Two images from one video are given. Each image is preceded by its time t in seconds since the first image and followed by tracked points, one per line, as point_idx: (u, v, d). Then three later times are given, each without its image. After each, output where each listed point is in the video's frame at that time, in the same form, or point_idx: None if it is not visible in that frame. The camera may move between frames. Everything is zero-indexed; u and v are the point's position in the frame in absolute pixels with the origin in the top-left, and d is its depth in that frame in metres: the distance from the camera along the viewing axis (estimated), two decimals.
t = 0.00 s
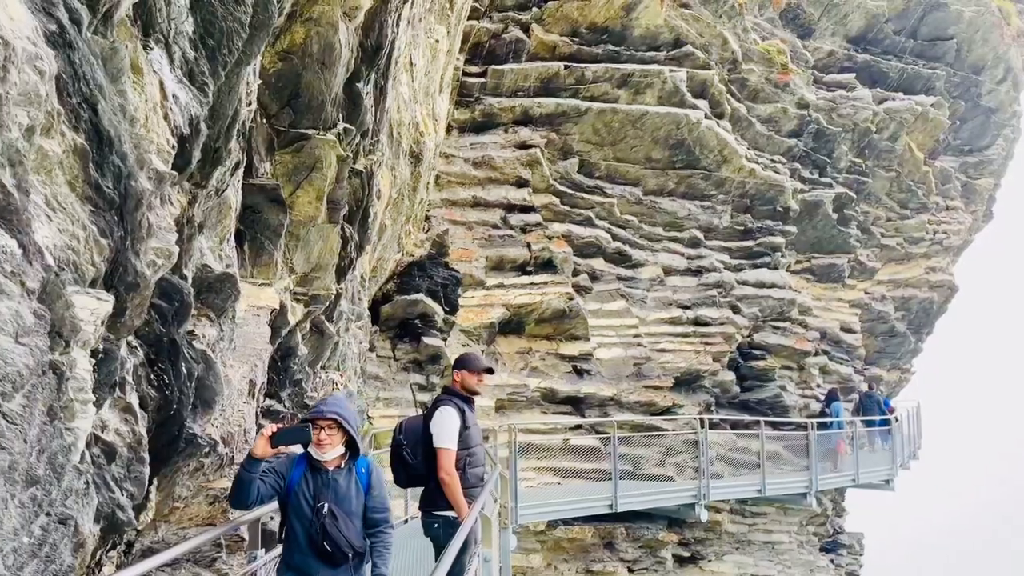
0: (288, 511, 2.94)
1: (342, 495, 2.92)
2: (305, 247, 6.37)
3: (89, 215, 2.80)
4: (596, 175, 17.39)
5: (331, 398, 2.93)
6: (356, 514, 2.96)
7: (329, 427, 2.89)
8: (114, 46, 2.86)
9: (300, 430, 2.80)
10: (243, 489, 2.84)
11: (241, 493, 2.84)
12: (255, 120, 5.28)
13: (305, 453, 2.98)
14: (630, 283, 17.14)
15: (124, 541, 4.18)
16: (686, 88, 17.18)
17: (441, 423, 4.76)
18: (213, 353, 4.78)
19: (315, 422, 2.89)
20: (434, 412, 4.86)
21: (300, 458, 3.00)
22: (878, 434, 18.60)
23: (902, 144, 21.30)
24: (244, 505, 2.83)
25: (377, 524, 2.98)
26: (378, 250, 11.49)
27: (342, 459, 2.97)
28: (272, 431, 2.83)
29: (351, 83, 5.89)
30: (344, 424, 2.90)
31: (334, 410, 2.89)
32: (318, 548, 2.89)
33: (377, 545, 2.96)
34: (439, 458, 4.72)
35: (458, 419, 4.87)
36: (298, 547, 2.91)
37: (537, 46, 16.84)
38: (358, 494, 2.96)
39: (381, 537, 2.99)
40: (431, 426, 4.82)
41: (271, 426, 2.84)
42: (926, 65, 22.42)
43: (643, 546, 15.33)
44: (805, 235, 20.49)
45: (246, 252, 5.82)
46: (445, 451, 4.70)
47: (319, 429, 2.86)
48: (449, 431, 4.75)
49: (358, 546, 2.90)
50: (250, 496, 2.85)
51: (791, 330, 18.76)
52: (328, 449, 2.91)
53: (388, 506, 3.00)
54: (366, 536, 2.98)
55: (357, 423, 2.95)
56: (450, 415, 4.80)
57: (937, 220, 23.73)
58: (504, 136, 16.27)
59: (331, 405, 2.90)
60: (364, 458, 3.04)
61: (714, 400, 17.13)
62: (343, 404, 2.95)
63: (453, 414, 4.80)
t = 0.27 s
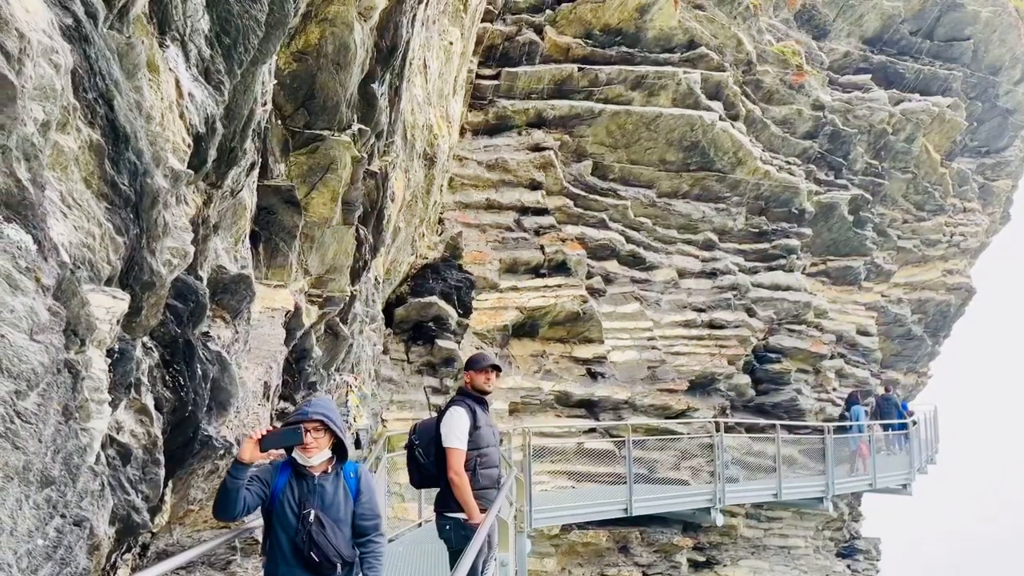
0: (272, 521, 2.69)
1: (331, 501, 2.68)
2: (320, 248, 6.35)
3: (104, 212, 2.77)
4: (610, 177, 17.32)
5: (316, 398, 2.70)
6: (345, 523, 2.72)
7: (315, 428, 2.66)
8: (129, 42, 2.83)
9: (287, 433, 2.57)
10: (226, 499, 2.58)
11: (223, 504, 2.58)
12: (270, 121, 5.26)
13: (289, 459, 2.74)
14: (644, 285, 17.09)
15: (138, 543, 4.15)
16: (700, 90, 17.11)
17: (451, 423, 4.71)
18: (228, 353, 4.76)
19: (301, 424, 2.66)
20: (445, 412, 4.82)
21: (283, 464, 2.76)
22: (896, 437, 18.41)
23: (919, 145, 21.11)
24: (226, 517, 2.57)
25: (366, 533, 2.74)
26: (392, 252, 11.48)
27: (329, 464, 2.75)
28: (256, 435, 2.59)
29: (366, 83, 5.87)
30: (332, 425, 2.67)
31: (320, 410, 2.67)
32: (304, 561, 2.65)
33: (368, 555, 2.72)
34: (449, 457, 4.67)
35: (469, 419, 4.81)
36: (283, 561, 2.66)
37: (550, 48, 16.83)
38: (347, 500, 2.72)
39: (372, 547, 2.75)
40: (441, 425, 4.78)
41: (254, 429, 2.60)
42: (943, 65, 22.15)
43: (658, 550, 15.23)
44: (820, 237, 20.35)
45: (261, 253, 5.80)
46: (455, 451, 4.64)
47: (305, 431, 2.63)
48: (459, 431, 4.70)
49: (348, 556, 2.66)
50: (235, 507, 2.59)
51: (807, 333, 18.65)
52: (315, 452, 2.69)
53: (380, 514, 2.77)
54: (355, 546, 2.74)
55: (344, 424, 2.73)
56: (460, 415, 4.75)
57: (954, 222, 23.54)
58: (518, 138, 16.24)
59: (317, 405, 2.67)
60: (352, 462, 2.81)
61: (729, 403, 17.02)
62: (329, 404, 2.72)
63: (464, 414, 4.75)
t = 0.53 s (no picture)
0: (256, 535, 2.56)
1: (318, 512, 2.55)
2: (330, 251, 6.28)
3: (107, 210, 2.70)
4: (622, 180, 17.20)
5: (301, 404, 2.59)
6: (333, 535, 2.58)
7: (300, 436, 2.54)
8: (132, 34, 2.77)
9: (270, 439, 2.46)
10: (205, 512, 2.43)
11: (202, 516, 2.44)
12: (279, 122, 5.20)
13: (274, 469, 2.62)
14: (656, 289, 16.99)
15: (147, 549, 4.08)
16: (712, 92, 17.01)
17: (461, 426, 4.64)
18: (236, 357, 4.69)
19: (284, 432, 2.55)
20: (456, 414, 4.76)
21: (267, 474, 2.64)
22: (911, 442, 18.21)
23: (934, 148, 20.91)
24: (206, 531, 2.43)
25: (357, 547, 2.60)
26: (402, 255, 11.42)
27: (315, 474, 2.62)
28: (238, 443, 2.48)
29: (377, 84, 5.79)
30: (318, 432, 2.55)
31: (305, 417, 2.56)
32: None
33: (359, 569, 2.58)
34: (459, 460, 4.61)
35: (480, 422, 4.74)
36: None
37: (562, 50, 16.76)
38: (335, 512, 2.59)
39: (362, 561, 2.60)
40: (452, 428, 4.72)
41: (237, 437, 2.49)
42: (957, 67, 21.82)
43: (671, 556, 15.08)
44: (834, 241, 20.18)
45: (271, 256, 5.75)
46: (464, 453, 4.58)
47: (290, 438, 2.51)
48: (469, 434, 4.63)
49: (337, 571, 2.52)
50: (217, 521, 2.45)
51: (821, 337, 18.50)
52: (300, 462, 2.56)
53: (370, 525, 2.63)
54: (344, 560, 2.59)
55: (332, 432, 2.61)
56: (470, 418, 4.68)
57: (969, 225, 23.31)
58: (529, 141, 16.17)
59: (301, 411, 2.56)
60: (340, 471, 2.69)
61: (742, 408, 16.86)
62: (314, 411, 2.61)
63: (475, 416, 4.68)
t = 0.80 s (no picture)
0: (241, 558, 2.43)
1: (307, 532, 2.44)
2: (336, 254, 6.17)
3: (97, 208, 2.60)
4: (631, 183, 17.06)
5: (286, 416, 2.48)
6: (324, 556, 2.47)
7: (287, 450, 2.43)
8: (124, 23, 2.68)
9: (257, 454, 2.34)
10: (187, 534, 2.29)
11: (183, 540, 2.29)
12: (284, 122, 5.09)
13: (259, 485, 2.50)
14: (666, 293, 16.86)
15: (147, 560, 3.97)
16: (722, 94, 16.90)
17: (473, 432, 4.56)
18: (239, 362, 4.58)
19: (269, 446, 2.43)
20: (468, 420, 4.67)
21: (252, 491, 2.52)
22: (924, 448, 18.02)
23: (946, 151, 20.71)
24: (188, 555, 2.28)
25: (350, 566, 2.49)
26: (409, 259, 11.32)
27: (303, 490, 2.51)
28: (221, 458, 2.36)
29: (383, 84, 5.69)
30: (306, 445, 2.45)
31: (291, 429, 2.45)
32: None
33: None
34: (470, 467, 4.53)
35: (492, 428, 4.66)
36: None
37: (570, 53, 16.67)
38: (326, 531, 2.48)
39: None
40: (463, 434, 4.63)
41: (219, 451, 2.37)
42: (969, 70, 21.67)
43: (681, 563, 14.91)
44: (845, 244, 20.01)
45: (276, 259, 5.65)
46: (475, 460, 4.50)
47: (276, 452, 2.40)
48: (481, 441, 4.55)
49: None
50: (200, 543, 2.31)
51: (831, 342, 18.37)
52: (286, 477, 2.45)
53: (363, 543, 2.53)
54: None
55: (320, 445, 2.50)
56: (481, 424, 4.60)
57: (981, 228, 23.09)
58: (537, 144, 16.06)
59: (287, 422, 2.46)
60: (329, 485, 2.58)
61: (753, 413, 16.69)
62: (301, 424, 2.50)
63: (487, 423, 4.60)
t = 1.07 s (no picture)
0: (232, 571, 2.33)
1: (304, 540, 2.36)
2: (342, 253, 6.08)
3: (91, 194, 2.51)
4: (638, 185, 16.93)
5: (281, 415, 2.42)
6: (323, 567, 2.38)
7: (280, 452, 2.37)
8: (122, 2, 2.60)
9: (243, 455, 2.24)
10: (173, 547, 2.18)
11: (168, 553, 2.18)
12: (289, 118, 5.00)
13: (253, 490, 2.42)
14: (674, 296, 16.75)
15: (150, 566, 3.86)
16: (729, 96, 16.79)
17: (486, 434, 4.49)
18: (244, 363, 4.49)
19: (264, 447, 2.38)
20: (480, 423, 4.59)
21: (244, 499, 2.43)
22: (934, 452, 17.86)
23: (955, 153, 20.55)
24: (177, 568, 2.18)
25: None
26: (416, 261, 11.24)
27: (300, 495, 2.45)
28: (205, 463, 2.26)
29: (390, 80, 5.60)
30: (301, 447, 2.39)
31: (286, 429, 2.39)
32: None
33: None
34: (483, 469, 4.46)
35: (505, 430, 4.58)
36: None
37: (577, 55, 16.59)
38: (326, 540, 2.41)
39: None
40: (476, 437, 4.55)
41: (203, 456, 2.27)
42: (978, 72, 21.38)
43: (689, 568, 14.77)
44: (853, 247, 19.88)
45: (281, 257, 5.55)
46: (489, 462, 4.42)
47: (269, 452, 2.34)
48: (495, 442, 4.47)
49: None
50: (188, 555, 2.20)
51: (840, 345, 18.26)
52: (281, 481, 2.38)
53: (365, 552, 2.44)
54: None
55: (316, 447, 2.44)
56: (495, 426, 4.52)
57: (991, 231, 22.92)
58: (544, 146, 15.97)
59: (282, 421, 2.40)
60: (329, 492, 2.51)
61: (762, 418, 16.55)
62: (296, 425, 2.44)
63: (499, 426, 4.51)
